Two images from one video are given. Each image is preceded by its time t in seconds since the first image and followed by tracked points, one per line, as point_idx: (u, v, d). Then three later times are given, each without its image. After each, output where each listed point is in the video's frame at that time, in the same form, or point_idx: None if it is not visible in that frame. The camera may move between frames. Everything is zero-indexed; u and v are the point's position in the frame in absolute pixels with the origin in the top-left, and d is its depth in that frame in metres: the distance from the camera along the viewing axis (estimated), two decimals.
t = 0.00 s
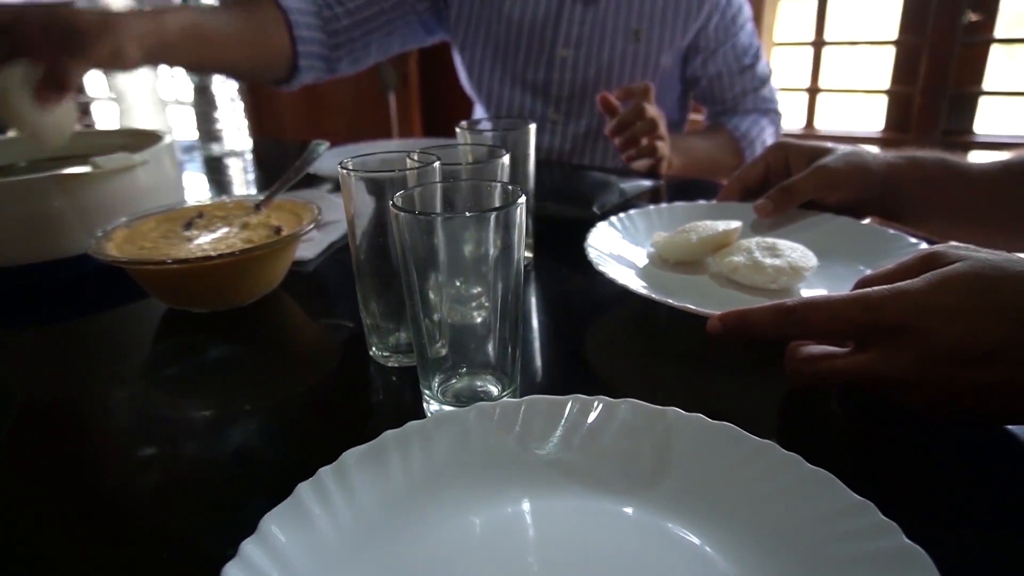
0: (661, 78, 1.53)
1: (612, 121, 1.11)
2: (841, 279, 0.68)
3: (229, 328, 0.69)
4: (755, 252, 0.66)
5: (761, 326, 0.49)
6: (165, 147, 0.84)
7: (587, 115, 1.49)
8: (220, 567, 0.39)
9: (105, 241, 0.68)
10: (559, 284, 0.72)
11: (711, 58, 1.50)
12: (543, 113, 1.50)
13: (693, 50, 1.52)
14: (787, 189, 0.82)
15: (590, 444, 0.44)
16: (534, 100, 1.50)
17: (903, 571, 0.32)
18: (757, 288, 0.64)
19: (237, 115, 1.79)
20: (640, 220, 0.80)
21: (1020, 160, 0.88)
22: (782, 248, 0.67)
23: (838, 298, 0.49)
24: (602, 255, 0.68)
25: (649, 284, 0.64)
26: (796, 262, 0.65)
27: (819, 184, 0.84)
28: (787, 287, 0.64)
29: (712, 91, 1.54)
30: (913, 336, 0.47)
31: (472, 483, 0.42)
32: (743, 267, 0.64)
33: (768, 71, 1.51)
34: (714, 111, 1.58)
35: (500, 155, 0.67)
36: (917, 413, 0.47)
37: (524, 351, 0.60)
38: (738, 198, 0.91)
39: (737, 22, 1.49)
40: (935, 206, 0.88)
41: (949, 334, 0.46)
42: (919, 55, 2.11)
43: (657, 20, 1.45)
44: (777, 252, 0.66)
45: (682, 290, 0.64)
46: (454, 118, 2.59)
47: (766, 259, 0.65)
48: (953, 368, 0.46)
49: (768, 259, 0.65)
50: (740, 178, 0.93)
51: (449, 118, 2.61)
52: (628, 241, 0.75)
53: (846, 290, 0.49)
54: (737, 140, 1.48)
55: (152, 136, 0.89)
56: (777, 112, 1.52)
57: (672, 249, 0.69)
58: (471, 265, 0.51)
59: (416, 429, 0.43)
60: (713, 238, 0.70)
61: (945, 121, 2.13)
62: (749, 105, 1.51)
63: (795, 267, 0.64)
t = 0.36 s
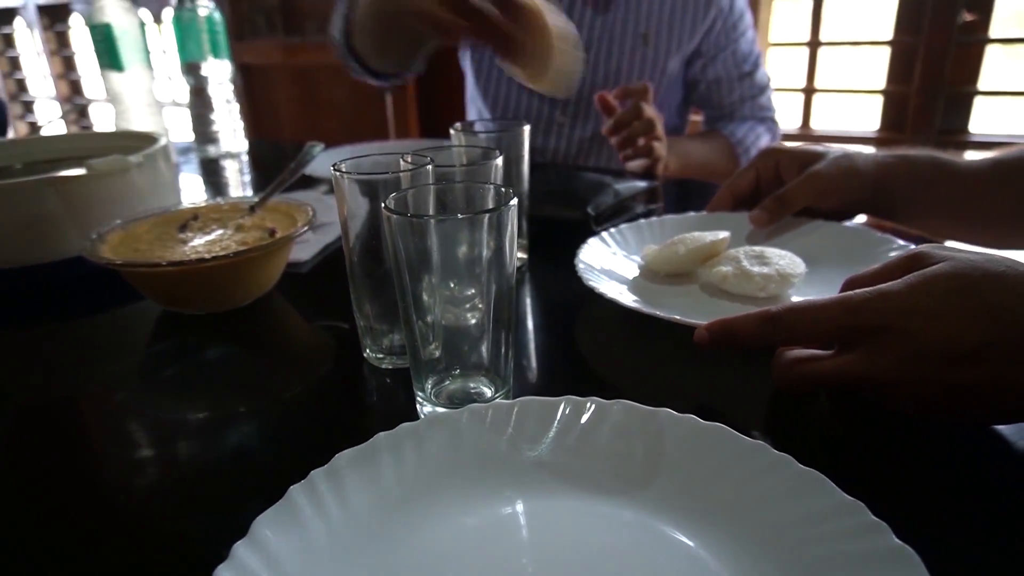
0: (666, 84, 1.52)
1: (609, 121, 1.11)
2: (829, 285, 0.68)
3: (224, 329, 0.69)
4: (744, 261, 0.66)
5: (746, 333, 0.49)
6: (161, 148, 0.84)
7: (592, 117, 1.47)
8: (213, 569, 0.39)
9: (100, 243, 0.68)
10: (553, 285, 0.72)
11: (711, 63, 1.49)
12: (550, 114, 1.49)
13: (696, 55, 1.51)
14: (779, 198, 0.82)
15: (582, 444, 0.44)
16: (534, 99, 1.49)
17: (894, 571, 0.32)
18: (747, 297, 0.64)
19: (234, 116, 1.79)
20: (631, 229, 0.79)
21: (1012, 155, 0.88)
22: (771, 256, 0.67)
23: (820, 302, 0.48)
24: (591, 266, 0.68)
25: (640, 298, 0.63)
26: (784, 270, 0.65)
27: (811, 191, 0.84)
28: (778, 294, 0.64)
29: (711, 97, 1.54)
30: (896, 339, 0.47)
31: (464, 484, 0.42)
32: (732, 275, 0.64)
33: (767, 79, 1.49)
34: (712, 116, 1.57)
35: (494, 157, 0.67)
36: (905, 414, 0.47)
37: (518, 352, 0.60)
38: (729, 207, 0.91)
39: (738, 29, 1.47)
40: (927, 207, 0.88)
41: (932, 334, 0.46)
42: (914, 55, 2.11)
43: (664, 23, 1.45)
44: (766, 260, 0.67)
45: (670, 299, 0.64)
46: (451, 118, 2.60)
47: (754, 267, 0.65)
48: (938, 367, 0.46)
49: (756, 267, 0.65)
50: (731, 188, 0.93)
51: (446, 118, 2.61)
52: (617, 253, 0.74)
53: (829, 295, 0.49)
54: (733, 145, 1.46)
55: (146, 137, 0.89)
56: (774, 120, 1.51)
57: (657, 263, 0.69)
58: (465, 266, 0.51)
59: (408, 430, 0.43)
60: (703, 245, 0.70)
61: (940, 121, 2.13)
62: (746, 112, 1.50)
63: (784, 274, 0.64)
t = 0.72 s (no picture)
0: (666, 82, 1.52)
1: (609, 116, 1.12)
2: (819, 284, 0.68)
3: (216, 326, 0.68)
4: (723, 269, 0.67)
5: (718, 324, 0.48)
6: (151, 143, 0.83)
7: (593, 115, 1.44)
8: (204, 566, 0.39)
9: (89, 239, 0.67)
10: (547, 281, 0.72)
11: (708, 61, 1.49)
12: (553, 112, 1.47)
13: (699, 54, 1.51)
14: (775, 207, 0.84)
15: (573, 440, 0.44)
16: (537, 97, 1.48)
17: (884, 568, 0.32)
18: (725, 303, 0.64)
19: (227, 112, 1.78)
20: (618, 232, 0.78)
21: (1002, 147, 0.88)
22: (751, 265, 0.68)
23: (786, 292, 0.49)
24: (576, 269, 0.69)
25: (620, 303, 0.63)
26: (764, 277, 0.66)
27: (801, 192, 0.86)
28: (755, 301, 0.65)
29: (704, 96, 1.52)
30: (870, 321, 0.46)
31: (454, 481, 0.42)
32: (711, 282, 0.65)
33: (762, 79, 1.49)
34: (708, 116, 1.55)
35: (486, 152, 0.67)
36: (884, 399, 0.46)
37: (511, 348, 0.60)
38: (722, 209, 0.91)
39: (734, 27, 1.48)
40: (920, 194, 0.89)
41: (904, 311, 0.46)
42: (908, 52, 2.12)
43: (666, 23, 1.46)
44: (745, 268, 0.67)
45: (653, 301, 0.65)
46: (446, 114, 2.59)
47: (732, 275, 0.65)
48: (916, 349, 0.45)
49: (736, 274, 0.66)
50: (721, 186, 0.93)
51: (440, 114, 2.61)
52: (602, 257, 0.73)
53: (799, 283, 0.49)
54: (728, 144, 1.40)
55: (137, 133, 0.88)
56: (767, 119, 1.47)
57: (642, 267, 0.69)
58: (457, 262, 0.51)
59: (398, 427, 0.43)
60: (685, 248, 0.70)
61: (934, 117, 2.14)
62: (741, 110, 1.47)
63: (762, 282, 0.65)
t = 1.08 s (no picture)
0: (666, 79, 1.51)
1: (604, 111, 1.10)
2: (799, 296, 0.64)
3: (214, 322, 0.68)
4: (687, 281, 0.64)
5: (716, 317, 0.45)
6: (148, 139, 0.83)
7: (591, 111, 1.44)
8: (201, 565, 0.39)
9: (86, 235, 0.67)
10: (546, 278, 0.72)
11: (713, 58, 1.48)
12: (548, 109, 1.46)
13: (698, 50, 1.49)
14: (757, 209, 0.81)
15: (574, 437, 0.44)
16: (531, 92, 1.47)
17: (888, 566, 0.32)
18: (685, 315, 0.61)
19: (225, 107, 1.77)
20: (586, 234, 0.75)
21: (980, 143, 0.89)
22: (718, 279, 0.64)
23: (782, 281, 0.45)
24: (541, 280, 0.65)
25: (581, 316, 0.60)
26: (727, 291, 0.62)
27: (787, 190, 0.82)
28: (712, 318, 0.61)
29: (714, 93, 1.52)
30: (883, 306, 0.44)
31: (453, 480, 0.41)
32: (671, 292, 0.62)
33: (770, 75, 1.49)
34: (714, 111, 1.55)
35: (485, 148, 0.66)
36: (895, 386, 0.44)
37: (510, 345, 0.60)
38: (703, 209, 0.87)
39: (741, 22, 1.46)
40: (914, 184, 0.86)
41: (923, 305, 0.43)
42: (907, 47, 2.11)
43: (664, 20, 1.43)
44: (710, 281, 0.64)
45: (611, 312, 0.62)
46: (444, 110, 2.58)
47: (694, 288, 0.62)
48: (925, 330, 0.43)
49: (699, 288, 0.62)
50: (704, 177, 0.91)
51: (438, 109, 2.59)
52: (565, 269, 0.69)
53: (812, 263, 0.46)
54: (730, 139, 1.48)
55: (135, 128, 0.88)
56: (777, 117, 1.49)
57: (605, 271, 0.67)
58: (456, 259, 0.50)
59: (397, 426, 0.43)
60: (651, 259, 0.67)
61: (933, 112, 2.13)
62: (749, 108, 1.49)
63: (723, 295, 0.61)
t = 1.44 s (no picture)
0: (659, 74, 1.45)
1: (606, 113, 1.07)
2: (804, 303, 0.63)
3: (221, 322, 0.68)
4: (691, 274, 0.63)
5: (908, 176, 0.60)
6: (154, 139, 0.83)
7: (588, 108, 1.41)
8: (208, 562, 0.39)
9: (93, 235, 0.67)
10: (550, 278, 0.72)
11: (707, 49, 1.44)
12: (542, 109, 1.42)
13: (689, 42, 1.45)
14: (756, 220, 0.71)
15: (579, 436, 0.44)
16: (524, 93, 1.42)
17: (892, 567, 0.32)
18: (687, 311, 0.61)
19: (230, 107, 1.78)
20: (590, 234, 0.75)
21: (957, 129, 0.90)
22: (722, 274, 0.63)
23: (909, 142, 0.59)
24: (545, 283, 0.65)
25: (584, 317, 0.60)
26: (732, 287, 0.61)
27: (787, 204, 0.72)
28: (717, 314, 0.59)
29: (709, 83, 1.48)
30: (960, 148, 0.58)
31: (458, 479, 0.42)
32: (675, 287, 0.61)
33: (764, 61, 1.47)
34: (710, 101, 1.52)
35: (489, 149, 0.66)
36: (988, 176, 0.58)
37: (514, 346, 0.60)
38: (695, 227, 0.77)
39: (734, 10, 1.41)
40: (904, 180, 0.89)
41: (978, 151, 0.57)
42: (913, 48, 2.10)
43: (654, 12, 1.36)
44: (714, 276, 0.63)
45: (615, 314, 0.62)
46: (447, 109, 2.58)
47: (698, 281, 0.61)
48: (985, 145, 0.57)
49: (704, 283, 0.61)
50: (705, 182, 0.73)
51: (441, 108, 2.59)
52: (570, 269, 0.69)
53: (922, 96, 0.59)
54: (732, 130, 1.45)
55: (141, 128, 0.88)
56: (773, 101, 1.47)
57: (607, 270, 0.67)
58: (461, 260, 0.50)
59: (402, 424, 0.43)
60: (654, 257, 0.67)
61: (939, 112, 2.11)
62: (746, 96, 1.46)
63: (728, 290, 0.60)
